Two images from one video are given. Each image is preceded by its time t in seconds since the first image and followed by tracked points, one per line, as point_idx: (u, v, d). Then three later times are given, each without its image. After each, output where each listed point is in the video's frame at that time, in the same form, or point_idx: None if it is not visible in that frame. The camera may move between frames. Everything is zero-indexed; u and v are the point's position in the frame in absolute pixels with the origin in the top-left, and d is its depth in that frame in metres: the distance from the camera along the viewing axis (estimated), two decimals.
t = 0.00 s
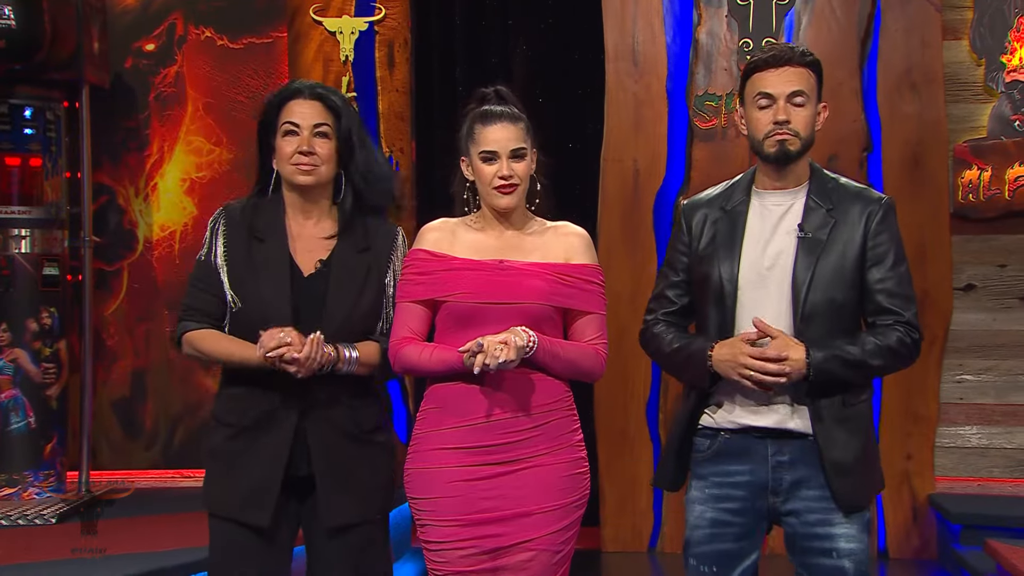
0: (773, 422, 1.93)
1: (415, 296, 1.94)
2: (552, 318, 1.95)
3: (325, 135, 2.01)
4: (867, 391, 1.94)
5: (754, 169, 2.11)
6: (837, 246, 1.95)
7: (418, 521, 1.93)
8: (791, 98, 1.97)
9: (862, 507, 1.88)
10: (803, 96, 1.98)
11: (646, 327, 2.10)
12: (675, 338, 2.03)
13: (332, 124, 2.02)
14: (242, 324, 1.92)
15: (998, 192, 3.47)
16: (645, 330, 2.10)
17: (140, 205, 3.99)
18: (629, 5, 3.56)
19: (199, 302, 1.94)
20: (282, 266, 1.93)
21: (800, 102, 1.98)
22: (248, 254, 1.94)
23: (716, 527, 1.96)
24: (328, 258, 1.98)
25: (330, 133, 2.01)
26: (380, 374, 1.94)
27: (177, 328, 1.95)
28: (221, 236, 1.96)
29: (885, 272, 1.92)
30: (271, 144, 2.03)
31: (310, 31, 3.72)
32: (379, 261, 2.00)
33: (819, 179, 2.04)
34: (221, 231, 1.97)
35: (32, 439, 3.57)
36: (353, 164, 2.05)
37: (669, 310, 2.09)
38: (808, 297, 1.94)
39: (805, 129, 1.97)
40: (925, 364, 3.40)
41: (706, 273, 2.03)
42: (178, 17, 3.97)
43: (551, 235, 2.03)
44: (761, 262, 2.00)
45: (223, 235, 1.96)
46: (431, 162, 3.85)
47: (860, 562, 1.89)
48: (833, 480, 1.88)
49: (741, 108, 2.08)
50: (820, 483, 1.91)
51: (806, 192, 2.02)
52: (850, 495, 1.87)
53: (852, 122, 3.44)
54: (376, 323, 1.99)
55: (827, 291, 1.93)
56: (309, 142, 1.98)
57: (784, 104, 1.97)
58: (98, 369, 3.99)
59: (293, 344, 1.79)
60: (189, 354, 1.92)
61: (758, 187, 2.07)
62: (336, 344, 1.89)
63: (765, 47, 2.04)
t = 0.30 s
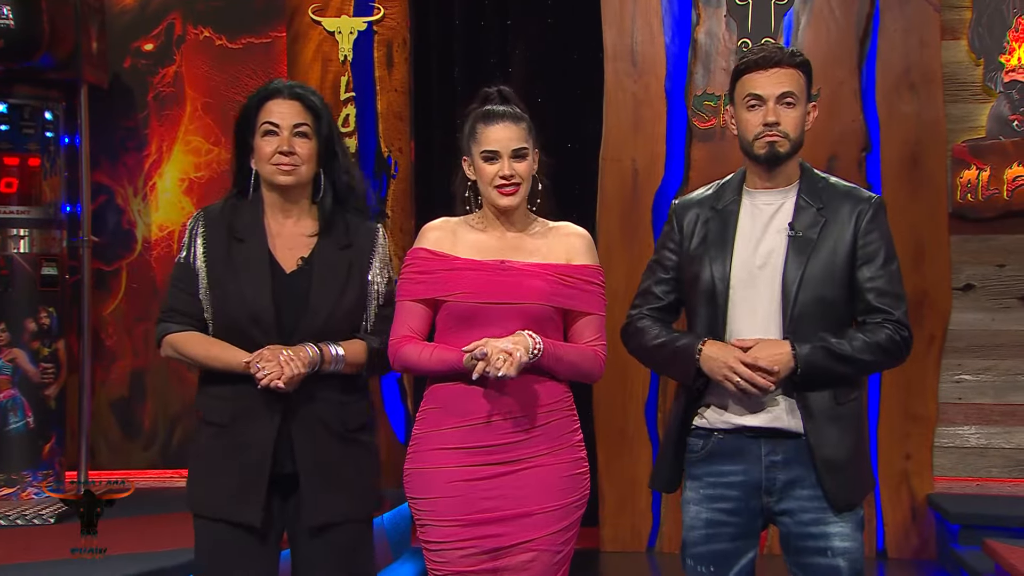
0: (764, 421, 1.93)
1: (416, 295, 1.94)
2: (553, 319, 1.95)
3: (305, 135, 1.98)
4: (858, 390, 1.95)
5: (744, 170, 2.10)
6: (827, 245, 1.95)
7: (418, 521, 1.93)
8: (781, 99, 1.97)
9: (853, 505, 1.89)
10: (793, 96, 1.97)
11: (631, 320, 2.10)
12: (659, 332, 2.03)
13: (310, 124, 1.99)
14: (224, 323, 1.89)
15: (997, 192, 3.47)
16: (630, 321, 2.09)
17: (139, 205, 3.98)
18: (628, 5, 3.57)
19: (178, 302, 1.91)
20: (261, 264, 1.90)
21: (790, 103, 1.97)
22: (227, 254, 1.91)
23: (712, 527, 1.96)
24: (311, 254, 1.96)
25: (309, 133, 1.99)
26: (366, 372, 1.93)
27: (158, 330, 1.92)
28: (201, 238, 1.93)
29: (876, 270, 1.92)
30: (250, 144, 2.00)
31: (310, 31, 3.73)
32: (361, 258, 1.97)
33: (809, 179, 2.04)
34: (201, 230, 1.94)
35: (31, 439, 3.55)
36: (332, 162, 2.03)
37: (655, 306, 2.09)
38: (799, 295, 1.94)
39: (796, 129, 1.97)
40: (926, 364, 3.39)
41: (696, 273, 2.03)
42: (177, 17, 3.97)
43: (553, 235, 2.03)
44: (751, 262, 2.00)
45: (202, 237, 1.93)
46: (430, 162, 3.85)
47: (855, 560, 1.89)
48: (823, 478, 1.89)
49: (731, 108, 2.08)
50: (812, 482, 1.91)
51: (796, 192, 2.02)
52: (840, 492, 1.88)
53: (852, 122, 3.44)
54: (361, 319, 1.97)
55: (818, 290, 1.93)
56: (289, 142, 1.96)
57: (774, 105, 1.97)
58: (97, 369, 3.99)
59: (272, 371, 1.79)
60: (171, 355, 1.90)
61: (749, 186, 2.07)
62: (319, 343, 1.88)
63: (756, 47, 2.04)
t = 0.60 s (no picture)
0: (764, 423, 1.93)
1: (415, 295, 1.95)
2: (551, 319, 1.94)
3: (273, 139, 1.97)
4: (856, 390, 1.95)
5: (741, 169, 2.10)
6: (825, 244, 1.95)
7: (417, 521, 1.93)
8: (781, 99, 1.97)
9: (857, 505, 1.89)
10: (793, 95, 1.98)
11: (641, 331, 2.09)
12: (662, 338, 2.03)
13: (278, 127, 1.98)
14: (194, 326, 1.86)
15: (996, 192, 3.47)
16: (641, 334, 2.07)
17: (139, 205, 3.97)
18: (628, 5, 3.57)
19: (140, 303, 1.87)
20: (231, 264, 1.87)
21: (791, 102, 1.98)
22: (195, 256, 1.88)
23: (716, 529, 1.96)
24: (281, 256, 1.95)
25: (277, 136, 1.97)
26: (336, 376, 1.94)
27: (123, 332, 1.88)
28: (168, 244, 1.88)
29: (874, 270, 1.92)
30: (215, 145, 1.98)
31: (309, 30, 3.78)
32: (331, 263, 1.97)
33: (807, 179, 2.04)
34: (168, 235, 1.89)
35: (31, 439, 3.55)
36: (299, 167, 2.02)
37: (660, 314, 2.08)
38: (798, 295, 1.94)
39: (796, 128, 1.97)
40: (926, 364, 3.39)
41: (698, 273, 2.02)
42: (176, 17, 3.96)
43: (549, 234, 2.03)
44: (751, 262, 1.99)
45: (169, 241, 1.88)
46: (429, 162, 3.85)
47: (858, 560, 1.89)
48: (831, 479, 1.89)
49: (732, 106, 2.08)
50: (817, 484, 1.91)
51: (795, 193, 2.03)
52: (844, 494, 1.89)
53: (852, 122, 3.44)
54: (329, 323, 1.97)
55: (816, 290, 1.93)
56: (258, 146, 1.94)
57: (775, 104, 1.97)
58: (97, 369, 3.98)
59: (246, 373, 1.78)
60: (137, 358, 1.86)
61: (747, 186, 2.07)
62: (291, 344, 1.88)
63: (758, 46, 2.04)
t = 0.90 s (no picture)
0: (764, 422, 1.93)
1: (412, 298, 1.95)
2: (550, 315, 1.95)
3: (260, 145, 1.96)
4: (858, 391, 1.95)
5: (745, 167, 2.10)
6: (829, 246, 1.95)
7: (419, 520, 1.93)
8: (783, 99, 1.97)
9: (858, 506, 1.89)
10: (796, 96, 1.98)
11: (639, 328, 2.10)
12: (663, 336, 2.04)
13: (264, 133, 1.98)
14: (186, 331, 1.86)
15: (996, 192, 3.47)
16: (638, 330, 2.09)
17: (139, 205, 3.93)
18: (628, 5, 3.57)
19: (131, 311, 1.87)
20: (221, 270, 1.88)
21: (793, 103, 1.98)
22: (185, 264, 1.88)
23: (716, 528, 1.97)
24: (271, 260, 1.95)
25: (264, 142, 1.97)
26: (329, 377, 1.94)
27: (114, 341, 1.88)
28: (155, 253, 1.88)
29: (878, 272, 1.93)
30: (200, 154, 1.97)
31: (310, 31, 3.83)
32: (321, 265, 1.98)
33: (809, 179, 2.04)
34: (156, 241, 1.89)
35: (31, 439, 3.56)
36: (286, 171, 2.03)
37: (659, 310, 2.10)
38: (804, 299, 1.94)
39: (796, 129, 1.97)
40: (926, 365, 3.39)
41: (699, 272, 2.02)
42: (177, 17, 3.91)
43: (544, 232, 2.04)
44: (753, 263, 1.99)
45: (157, 248, 1.89)
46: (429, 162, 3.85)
47: (858, 561, 1.89)
48: (840, 479, 1.89)
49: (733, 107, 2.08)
50: (818, 484, 1.91)
51: (798, 193, 2.03)
52: (855, 491, 1.89)
53: (852, 121, 3.44)
54: (321, 323, 1.98)
55: (822, 293, 1.94)
56: (245, 153, 1.94)
57: (777, 105, 1.97)
58: (97, 369, 3.98)
59: (237, 377, 1.77)
60: (128, 368, 1.85)
61: (748, 186, 2.07)
62: (282, 347, 1.88)
63: (758, 47, 2.04)
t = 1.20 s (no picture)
0: (763, 421, 1.93)
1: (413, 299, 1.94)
2: (550, 315, 1.95)
3: (252, 146, 1.96)
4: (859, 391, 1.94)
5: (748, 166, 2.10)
6: (830, 246, 1.95)
7: (419, 520, 1.93)
8: (789, 100, 1.98)
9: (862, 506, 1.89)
10: (801, 97, 1.98)
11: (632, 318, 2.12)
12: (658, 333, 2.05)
13: (256, 134, 1.97)
14: (178, 330, 1.86)
15: (997, 192, 3.46)
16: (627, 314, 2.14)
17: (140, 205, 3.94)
18: (628, 4, 3.57)
19: (122, 310, 1.86)
20: (212, 270, 1.87)
21: (798, 104, 1.98)
22: (176, 263, 1.87)
23: (718, 528, 1.97)
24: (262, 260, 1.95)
25: (256, 143, 1.97)
26: (322, 376, 1.95)
27: (105, 339, 1.87)
28: (147, 252, 1.88)
29: (886, 271, 1.93)
30: (192, 154, 1.97)
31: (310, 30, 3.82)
32: (313, 263, 1.98)
33: (813, 178, 2.04)
34: (147, 241, 1.89)
35: (31, 439, 3.56)
36: (276, 171, 2.02)
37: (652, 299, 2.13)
38: (811, 300, 1.94)
39: (801, 130, 1.98)
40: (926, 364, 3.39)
41: (695, 272, 2.04)
42: (177, 16, 3.91)
43: (541, 231, 2.03)
44: (755, 263, 1.99)
45: (149, 247, 1.88)
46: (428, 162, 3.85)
47: (862, 560, 1.89)
48: (842, 479, 1.89)
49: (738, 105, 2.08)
50: (821, 483, 1.91)
51: (801, 193, 2.02)
52: (856, 494, 1.89)
53: (852, 121, 3.44)
54: (313, 323, 1.98)
55: (829, 293, 1.93)
56: (237, 154, 1.94)
57: (783, 106, 1.98)
58: (97, 369, 3.98)
59: (228, 375, 1.77)
60: (119, 366, 1.84)
61: (751, 185, 2.07)
62: (274, 345, 1.88)
63: (765, 46, 2.04)
